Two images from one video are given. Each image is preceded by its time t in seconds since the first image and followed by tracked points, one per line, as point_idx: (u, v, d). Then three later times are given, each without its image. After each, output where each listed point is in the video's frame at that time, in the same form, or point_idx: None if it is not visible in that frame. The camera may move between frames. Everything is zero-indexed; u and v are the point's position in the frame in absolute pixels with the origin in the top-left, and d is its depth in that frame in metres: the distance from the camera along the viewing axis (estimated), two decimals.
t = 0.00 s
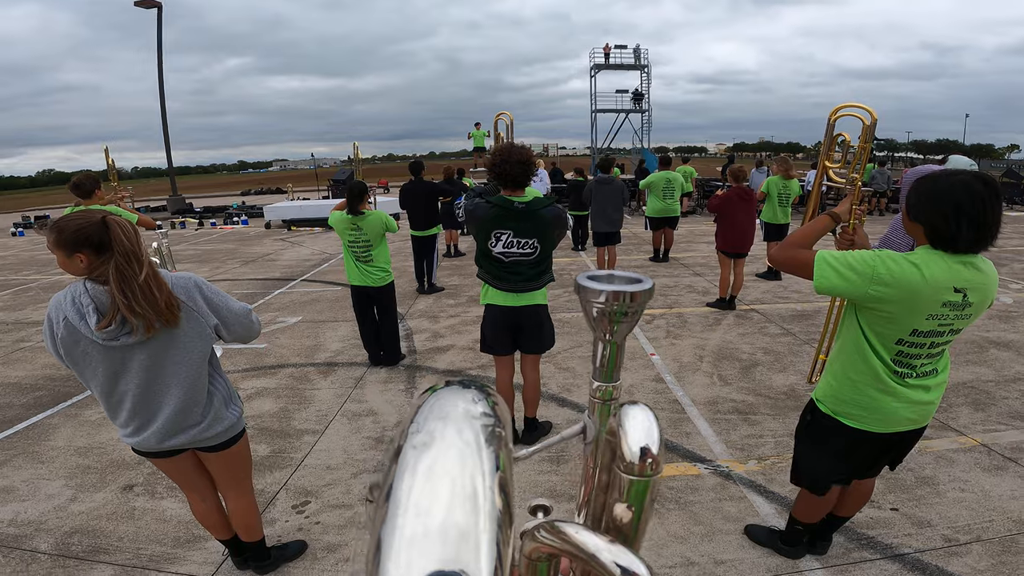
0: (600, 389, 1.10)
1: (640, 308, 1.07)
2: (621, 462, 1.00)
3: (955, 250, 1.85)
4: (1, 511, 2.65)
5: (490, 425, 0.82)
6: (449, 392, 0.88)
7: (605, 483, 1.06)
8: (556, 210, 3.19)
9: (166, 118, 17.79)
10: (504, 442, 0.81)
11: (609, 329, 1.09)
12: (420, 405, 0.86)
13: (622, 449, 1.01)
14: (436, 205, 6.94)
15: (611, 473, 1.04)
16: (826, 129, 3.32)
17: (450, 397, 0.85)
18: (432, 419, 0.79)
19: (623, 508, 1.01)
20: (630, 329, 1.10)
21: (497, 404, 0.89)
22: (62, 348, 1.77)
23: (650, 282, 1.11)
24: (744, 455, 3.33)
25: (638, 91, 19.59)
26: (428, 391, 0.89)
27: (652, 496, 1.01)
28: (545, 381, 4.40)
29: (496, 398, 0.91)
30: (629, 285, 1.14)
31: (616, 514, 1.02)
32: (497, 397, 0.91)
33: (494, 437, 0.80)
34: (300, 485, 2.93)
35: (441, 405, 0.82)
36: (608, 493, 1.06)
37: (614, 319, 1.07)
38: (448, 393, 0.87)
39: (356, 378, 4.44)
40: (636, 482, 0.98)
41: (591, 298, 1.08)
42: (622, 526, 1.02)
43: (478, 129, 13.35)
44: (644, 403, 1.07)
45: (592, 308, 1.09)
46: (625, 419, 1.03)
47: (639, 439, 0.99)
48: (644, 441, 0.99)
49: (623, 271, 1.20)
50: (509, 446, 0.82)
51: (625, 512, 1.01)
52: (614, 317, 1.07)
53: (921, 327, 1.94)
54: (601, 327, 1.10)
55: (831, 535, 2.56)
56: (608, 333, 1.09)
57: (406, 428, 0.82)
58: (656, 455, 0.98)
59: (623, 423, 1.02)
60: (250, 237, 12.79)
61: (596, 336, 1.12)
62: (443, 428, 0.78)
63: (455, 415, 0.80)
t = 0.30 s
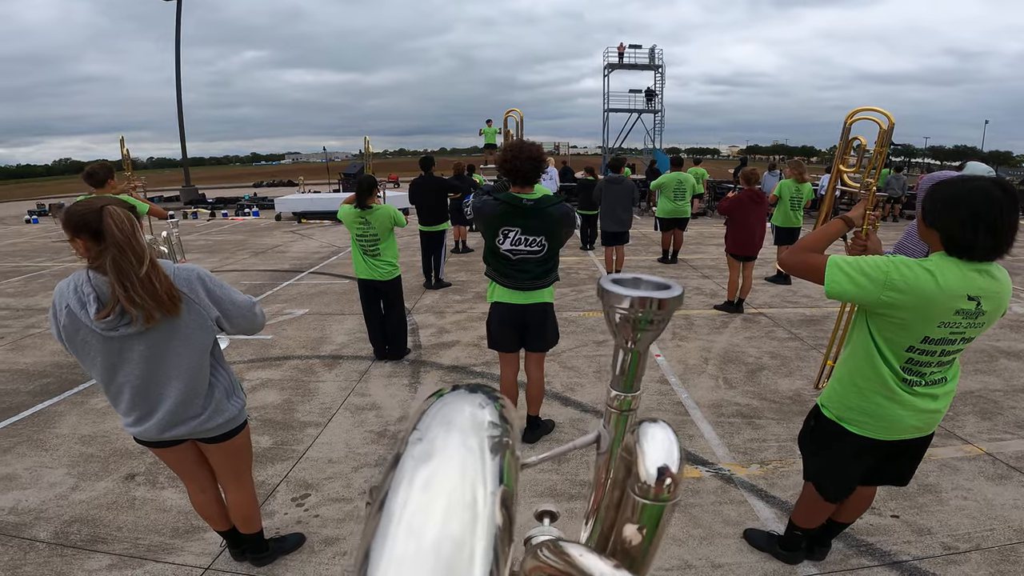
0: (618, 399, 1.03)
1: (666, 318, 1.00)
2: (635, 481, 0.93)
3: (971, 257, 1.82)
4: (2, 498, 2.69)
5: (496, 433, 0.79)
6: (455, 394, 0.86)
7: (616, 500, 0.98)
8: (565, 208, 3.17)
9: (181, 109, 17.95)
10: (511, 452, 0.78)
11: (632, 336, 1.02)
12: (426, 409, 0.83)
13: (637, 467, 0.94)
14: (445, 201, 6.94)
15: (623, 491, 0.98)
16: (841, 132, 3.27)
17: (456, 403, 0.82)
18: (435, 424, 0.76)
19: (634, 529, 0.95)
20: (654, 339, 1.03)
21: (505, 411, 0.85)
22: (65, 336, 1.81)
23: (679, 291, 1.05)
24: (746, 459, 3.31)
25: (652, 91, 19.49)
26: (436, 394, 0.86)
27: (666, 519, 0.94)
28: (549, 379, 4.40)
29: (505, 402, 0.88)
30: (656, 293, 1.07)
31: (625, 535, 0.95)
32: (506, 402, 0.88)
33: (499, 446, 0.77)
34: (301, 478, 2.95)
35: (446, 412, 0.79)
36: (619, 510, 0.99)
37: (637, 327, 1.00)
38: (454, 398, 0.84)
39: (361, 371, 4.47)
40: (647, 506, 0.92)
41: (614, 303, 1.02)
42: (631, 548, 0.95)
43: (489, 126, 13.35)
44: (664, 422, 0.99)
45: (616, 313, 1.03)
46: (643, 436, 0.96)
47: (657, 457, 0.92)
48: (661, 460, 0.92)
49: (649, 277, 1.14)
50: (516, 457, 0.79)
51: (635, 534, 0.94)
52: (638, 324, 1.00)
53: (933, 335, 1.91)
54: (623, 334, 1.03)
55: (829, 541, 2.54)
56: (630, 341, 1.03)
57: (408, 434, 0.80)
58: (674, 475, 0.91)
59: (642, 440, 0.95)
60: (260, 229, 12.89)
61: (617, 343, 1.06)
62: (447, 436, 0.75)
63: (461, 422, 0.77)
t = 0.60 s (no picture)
0: (640, 402, 1.01)
1: (691, 323, 1.00)
2: (664, 482, 0.92)
3: (983, 254, 1.79)
4: (12, 495, 2.71)
5: (525, 430, 0.71)
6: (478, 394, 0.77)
7: (642, 501, 0.97)
8: (571, 205, 3.16)
9: (190, 108, 18.07)
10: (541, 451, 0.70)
11: (656, 341, 1.01)
12: (449, 412, 0.74)
13: (667, 469, 0.93)
14: (451, 198, 6.94)
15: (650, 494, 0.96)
16: (851, 130, 3.23)
17: (480, 403, 0.74)
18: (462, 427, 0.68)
19: (661, 531, 0.92)
20: (677, 344, 1.03)
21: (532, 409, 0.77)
22: (67, 327, 1.83)
23: (703, 297, 1.05)
24: (753, 458, 3.29)
25: (659, 89, 19.39)
26: (459, 395, 0.78)
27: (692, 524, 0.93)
28: (555, 377, 4.39)
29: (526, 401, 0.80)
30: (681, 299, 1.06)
31: (652, 535, 0.93)
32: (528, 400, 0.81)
33: (532, 444, 0.69)
34: (308, 475, 2.96)
35: (471, 415, 0.71)
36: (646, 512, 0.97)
37: (661, 332, 1.00)
38: (478, 398, 0.76)
39: (367, 368, 4.48)
40: (677, 507, 0.91)
41: (640, 307, 1.01)
42: (657, 550, 0.93)
43: (496, 124, 13.36)
44: (693, 426, 0.99)
45: (640, 317, 1.02)
46: (673, 438, 0.95)
47: (688, 459, 0.92)
48: (691, 463, 0.91)
49: (675, 282, 1.13)
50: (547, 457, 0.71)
51: (662, 535, 0.92)
52: (662, 329, 1.00)
53: (945, 334, 1.89)
54: (646, 338, 1.02)
55: (836, 542, 2.51)
56: (654, 345, 1.01)
57: (434, 440, 0.71)
58: (704, 478, 0.91)
59: (671, 443, 0.95)
60: (268, 226, 12.96)
61: (639, 348, 1.05)
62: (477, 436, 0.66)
63: (489, 423, 0.69)
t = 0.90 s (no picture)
0: (691, 409, 1.01)
1: (747, 336, 0.98)
2: (740, 486, 0.91)
3: (1003, 251, 1.74)
4: (33, 493, 2.73)
5: (602, 435, 0.69)
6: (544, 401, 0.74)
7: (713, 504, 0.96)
8: (584, 201, 3.13)
9: (200, 107, 18.19)
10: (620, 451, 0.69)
11: (711, 352, 1.00)
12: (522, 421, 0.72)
13: (742, 473, 0.92)
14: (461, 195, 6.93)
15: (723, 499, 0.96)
16: (870, 127, 3.17)
17: (552, 408, 0.71)
18: (547, 434, 0.65)
19: (734, 530, 0.90)
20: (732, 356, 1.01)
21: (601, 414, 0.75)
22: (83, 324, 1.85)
23: (760, 310, 1.03)
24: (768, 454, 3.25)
25: (667, 84, 19.26)
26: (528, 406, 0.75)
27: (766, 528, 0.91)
28: (567, 373, 4.37)
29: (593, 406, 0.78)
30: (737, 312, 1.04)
31: (723, 535, 0.91)
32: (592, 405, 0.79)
33: (613, 448, 0.67)
34: (322, 472, 2.97)
35: (552, 422, 0.68)
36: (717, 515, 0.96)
37: (718, 345, 0.98)
38: (545, 405, 0.73)
39: (379, 365, 4.48)
40: (755, 509, 0.88)
41: (698, 319, 0.99)
42: (726, 548, 0.91)
43: (504, 121, 13.34)
44: (766, 435, 0.98)
45: (697, 329, 1.00)
46: (747, 444, 0.94)
47: (764, 464, 0.90)
48: (768, 468, 0.90)
49: (731, 296, 1.10)
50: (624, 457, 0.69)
51: (734, 535, 0.90)
52: (719, 342, 0.98)
53: (965, 330, 1.85)
54: (701, 349, 1.01)
55: (852, 538, 2.47)
56: (708, 356, 1.01)
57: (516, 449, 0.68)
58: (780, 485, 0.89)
59: (745, 447, 0.93)
60: (278, 224, 13.02)
61: (693, 358, 1.04)
62: (563, 443, 0.64)
63: (570, 429, 0.67)
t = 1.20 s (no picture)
0: (677, 418, 0.99)
1: (735, 343, 0.95)
2: (727, 503, 0.87)
3: (1018, 245, 1.70)
4: (39, 492, 2.75)
5: (578, 450, 0.66)
6: (522, 413, 0.72)
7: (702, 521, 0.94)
8: (588, 196, 3.10)
9: (205, 104, 18.23)
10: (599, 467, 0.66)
11: (697, 359, 0.98)
12: (499, 433, 0.71)
13: (729, 489, 0.88)
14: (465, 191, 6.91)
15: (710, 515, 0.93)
16: (881, 119, 3.11)
17: (528, 422, 0.69)
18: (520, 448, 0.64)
19: (720, 550, 0.88)
20: (720, 363, 0.98)
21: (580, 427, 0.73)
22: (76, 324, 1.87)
23: (750, 313, 1.00)
24: (776, 452, 3.22)
25: (673, 78, 19.12)
26: (505, 416, 0.73)
27: (754, 547, 0.88)
28: (572, 370, 4.35)
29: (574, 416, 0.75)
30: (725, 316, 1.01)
31: (709, 555, 0.88)
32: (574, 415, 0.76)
33: (588, 463, 0.65)
34: (327, 470, 2.97)
35: (526, 436, 0.66)
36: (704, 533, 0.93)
37: (704, 351, 0.95)
38: (523, 417, 0.71)
39: (384, 362, 4.48)
40: (741, 528, 0.86)
41: (684, 324, 0.97)
42: (710, 569, 0.88)
43: (508, 117, 13.29)
44: (756, 449, 0.93)
45: (683, 334, 0.98)
46: (734, 459, 0.90)
47: (750, 481, 0.86)
48: (755, 485, 0.86)
49: (721, 300, 1.07)
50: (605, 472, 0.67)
51: (721, 554, 0.88)
52: (706, 348, 0.95)
53: (978, 325, 1.81)
54: (688, 355, 0.99)
55: (862, 538, 2.44)
56: (696, 363, 0.98)
57: (488, 463, 0.67)
58: (769, 503, 0.85)
59: (733, 462, 0.89)
60: (284, 221, 13.05)
61: (679, 364, 1.01)
62: (533, 458, 0.62)
63: (543, 443, 0.65)
